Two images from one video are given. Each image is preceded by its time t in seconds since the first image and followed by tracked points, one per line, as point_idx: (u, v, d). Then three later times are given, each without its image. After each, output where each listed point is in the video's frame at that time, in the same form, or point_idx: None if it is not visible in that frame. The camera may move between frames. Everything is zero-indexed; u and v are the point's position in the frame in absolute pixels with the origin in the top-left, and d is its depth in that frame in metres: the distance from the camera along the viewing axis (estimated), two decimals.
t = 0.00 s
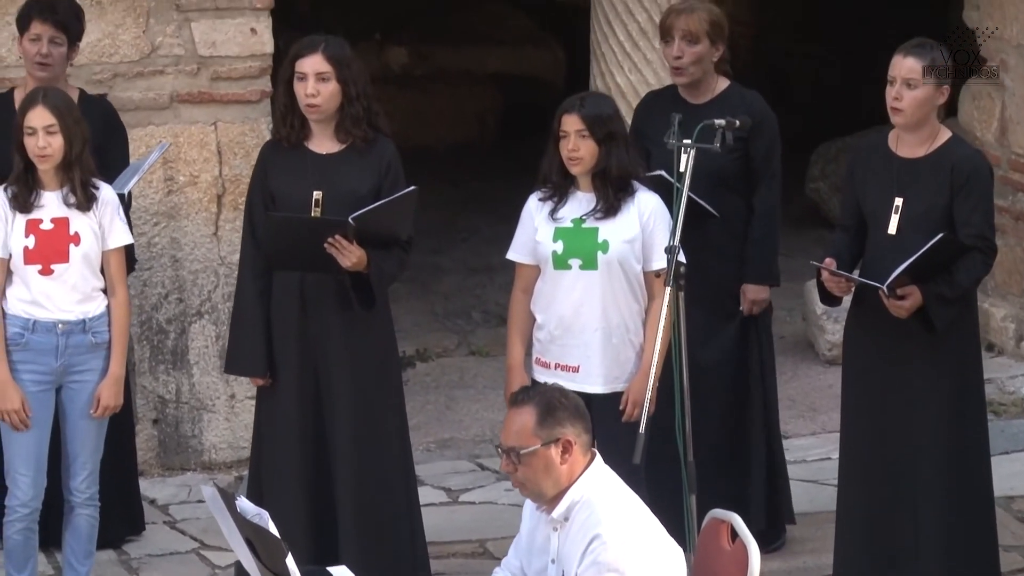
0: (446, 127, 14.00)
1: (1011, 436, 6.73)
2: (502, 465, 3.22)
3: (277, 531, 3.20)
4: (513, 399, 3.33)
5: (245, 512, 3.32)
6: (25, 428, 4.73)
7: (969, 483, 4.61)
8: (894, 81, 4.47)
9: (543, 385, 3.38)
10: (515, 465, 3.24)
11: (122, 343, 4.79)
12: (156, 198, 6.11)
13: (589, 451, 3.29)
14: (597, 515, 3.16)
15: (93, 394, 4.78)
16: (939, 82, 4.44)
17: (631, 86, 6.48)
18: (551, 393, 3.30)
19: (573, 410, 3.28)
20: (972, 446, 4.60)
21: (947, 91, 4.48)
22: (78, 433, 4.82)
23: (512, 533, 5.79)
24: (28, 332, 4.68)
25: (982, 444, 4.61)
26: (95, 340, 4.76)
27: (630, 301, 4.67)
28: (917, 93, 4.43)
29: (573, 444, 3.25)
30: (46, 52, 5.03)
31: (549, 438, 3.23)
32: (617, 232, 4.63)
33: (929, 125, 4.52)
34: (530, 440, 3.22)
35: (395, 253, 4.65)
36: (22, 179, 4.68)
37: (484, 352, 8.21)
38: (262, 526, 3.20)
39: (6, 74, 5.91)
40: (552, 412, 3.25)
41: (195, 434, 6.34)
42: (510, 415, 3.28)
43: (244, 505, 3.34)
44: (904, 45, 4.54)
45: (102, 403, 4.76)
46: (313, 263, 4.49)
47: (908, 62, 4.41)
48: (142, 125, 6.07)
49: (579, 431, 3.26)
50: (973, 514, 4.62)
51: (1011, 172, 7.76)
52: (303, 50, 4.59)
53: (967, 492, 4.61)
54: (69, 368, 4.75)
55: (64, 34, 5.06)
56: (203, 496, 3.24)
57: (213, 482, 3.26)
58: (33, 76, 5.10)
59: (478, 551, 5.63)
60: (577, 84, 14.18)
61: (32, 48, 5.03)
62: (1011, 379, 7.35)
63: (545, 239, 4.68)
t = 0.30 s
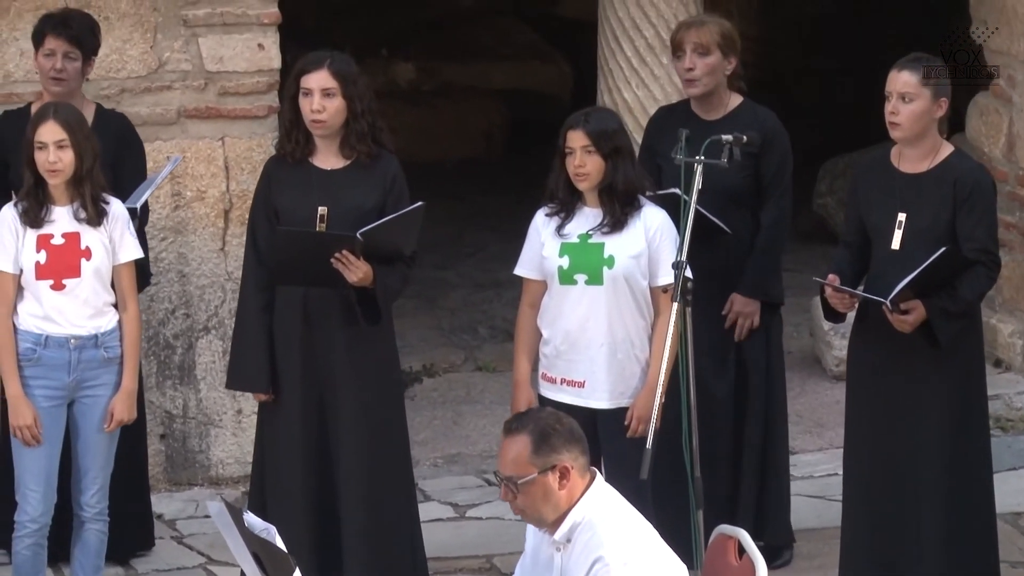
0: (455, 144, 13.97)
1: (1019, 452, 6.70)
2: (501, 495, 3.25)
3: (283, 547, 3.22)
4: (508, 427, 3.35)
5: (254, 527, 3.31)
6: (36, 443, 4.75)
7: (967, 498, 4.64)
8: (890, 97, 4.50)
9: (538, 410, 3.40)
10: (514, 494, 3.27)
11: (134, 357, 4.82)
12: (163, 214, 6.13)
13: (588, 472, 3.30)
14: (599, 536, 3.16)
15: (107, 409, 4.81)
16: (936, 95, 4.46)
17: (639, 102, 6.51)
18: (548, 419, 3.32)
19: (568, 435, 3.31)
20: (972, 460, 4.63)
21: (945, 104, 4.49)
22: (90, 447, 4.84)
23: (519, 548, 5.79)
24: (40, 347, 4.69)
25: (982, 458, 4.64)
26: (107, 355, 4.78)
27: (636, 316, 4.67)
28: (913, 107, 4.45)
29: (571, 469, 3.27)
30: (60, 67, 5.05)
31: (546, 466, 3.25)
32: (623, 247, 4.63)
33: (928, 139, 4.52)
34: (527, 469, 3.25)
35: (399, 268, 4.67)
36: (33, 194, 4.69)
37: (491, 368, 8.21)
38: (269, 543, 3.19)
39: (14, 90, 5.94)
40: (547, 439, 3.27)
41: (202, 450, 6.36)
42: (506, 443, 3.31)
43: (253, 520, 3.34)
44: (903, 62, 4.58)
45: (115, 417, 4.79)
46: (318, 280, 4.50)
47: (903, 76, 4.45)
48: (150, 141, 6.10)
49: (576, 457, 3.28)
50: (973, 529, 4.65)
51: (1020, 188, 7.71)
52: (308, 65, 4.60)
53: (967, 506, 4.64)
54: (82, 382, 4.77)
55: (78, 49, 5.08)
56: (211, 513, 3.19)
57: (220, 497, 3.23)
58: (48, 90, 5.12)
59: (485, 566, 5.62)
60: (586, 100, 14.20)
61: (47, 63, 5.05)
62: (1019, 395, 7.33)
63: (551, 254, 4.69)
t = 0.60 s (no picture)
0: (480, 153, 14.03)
1: None
2: (525, 504, 3.24)
3: (305, 556, 3.22)
4: (531, 436, 3.33)
5: (275, 535, 3.31)
6: (61, 450, 4.77)
7: (988, 508, 4.62)
8: (914, 104, 4.46)
9: (559, 419, 3.37)
10: (538, 503, 3.26)
11: (160, 364, 4.83)
12: (186, 221, 6.15)
13: (611, 480, 3.29)
14: (624, 544, 3.16)
15: (134, 416, 4.83)
16: (960, 104, 4.43)
17: (662, 111, 6.50)
18: (570, 428, 3.31)
19: (591, 444, 3.29)
20: (994, 471, 4.60)
21: (968, 112, 4.47)
22: (116, 454, 4.87)
23: (540, 556, 5.79)
24: (66, 354, 4.72)
25: (1008, 468, 4.60)
26: (133, 362, 4.80)
27: (658, 324, 4.66)
28: (937, 115, 4.42)
29: (594, 479, 3.25)
30: (89, 76, 5.08)
31: (570, 476, 3.23)
32: (644, 256, 4.62)
33: (951, 147, 4.50)
34: (550, 479, 3.24)
35: (421, 277, 4.67)
36: (58, 203, 4.70)
37: (513, 375, 8.21)
38: (292, 552, 3.19)
39: (37, 97, 5.98)
40: (569, 449, 3.26)
41: (224, 456, 6.37)
42: (528, 453, 3.29)
43: (275, 529, 3.34)
44: (924, 69, 4.54)
45: (142, 424, 4.81)
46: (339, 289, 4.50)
47: (928, 85, 4.41)
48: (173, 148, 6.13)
49: (599, 465, 3.27)
50: (994, 538, 4.64)
51: None
52: (330, 73, 4.62)
53: (988, 515, 4.63)
54: (109, 389, 4.79)
55: (106, 57, 5.10)
56: (233, 520, 3.19)
57: (242, 506, 3.22)
58: (76, 99, 5.14)
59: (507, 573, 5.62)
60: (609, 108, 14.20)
61: (76, 72, 5.08)
62: None
63: (573, 261, 4.70)
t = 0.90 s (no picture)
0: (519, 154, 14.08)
1: None
2: (579, 482, 3.25)
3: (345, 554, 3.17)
4: (593, 419, 3.36)
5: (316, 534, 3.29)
6: (103, 451, 4.79)
7: None
8: (969, 107, 4.42)
9: (624, 407, 3.41)
10: (591, 483, 3.27)
11: (202, 365, 4.86)
12: (226, 223, 6.16)
13: (665, 473, 3.29)
14: (672, 534, 3.13)
15: (175, 417, 4.85)
16: (1015, 111, 4.40)
17: (702, 114, 6.48)
18: (632, 415, 3.33)
19: (652, 432, 3.30)
20: None
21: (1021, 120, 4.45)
22: (157, 455, 4.89)
23: (580, 558, 5.77)
24: (109, 355, 4.74)
25: None
26: (175, 363, 4.83)
27: (699, 328, 4.64)
28: (993, 120, 4.39)
29: (650, 466, 3.26)
30: (138, 92, 5.08)
31: (628, 460, 3.25)
32: (686, 259, 4.60)
33: (1002, 153, 4.48)
34: (608, 460, 3.25)
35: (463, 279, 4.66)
36: (101, 204, 4.72)
37: (552, 377, 8.20)
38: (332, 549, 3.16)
39: (78, 98, 6.00)
40: (631, 432, 3.28)
41: (265, 458, 6.38)
42: (589, 434, 3.31)
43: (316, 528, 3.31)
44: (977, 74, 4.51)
45: (184, 425, 4.84)
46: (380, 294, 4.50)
47: (985, 88, 4.38)
48: (214, 149, 6.13)
49: (656, 454, 3.27)
50: None
51: None
52: (373, 74, 4.62)
53: None
54: (151, 391, 4.81)
55: (154, 72, 5.10)
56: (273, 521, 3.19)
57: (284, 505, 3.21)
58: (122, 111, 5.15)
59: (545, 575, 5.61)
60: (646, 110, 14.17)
61: (124, 87, 5.08)
62: None
63: (615, 264, 4.68)
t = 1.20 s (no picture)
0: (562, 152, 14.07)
1: None
2: (638, 459, 3.24)
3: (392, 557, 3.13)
4: (656, 403, 3.34)
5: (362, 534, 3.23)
6: (150, 450, 4.80)
7: None
8: None
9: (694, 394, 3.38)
10: (649, 463, 3.25)
11: (249, 366, 4.85)
12: (273, 222, 6.15)
13: (724, 464, 3.27)
14: (725, 523, 3.11)
15: (222, 417, 4.85)
16: None
17: (749, 114, 6.44)
18: (699, 398, 3.31)
19: (716, 417, 3.27)
20: None
21: None
22: (205, 454, 4.89)
23: (627, 558, 5.75)
24: (157, 354, 4.75)
25: None
26: (223, 363, 4.83)
27: (749, 329, 4.60)
28: None
29: (711, 450, 3.24)
30: (183, 93, 5.10)
31: (689, 440, 3.23)
32: (736, 259, 4.56)
33: None
34: (670, 438, 3.23)
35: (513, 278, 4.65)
36: (150, 203, 4.73)
37: (599, 377, 8.17)
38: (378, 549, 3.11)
39: (126, 97, 6.02)
40: (695, 414, 3.26)
41: (311, 457, 6.39)
42: (653, 414, 3.30)
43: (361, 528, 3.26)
44: None
45: (231, 425, 4.84)
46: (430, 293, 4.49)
47: None
48: (261, 148, 6.13)
49: (719, 440, 3.25)
50: None
51: None
52: (424, 73, 4.61)
53: None
54: (199, 390, 4.82)
55: (199, 74, 5.12)
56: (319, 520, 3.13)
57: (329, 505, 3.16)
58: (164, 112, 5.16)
59: None
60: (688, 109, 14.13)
61: (168, 88, 5.08)
62: None
63: (665, 264, 4.65)
